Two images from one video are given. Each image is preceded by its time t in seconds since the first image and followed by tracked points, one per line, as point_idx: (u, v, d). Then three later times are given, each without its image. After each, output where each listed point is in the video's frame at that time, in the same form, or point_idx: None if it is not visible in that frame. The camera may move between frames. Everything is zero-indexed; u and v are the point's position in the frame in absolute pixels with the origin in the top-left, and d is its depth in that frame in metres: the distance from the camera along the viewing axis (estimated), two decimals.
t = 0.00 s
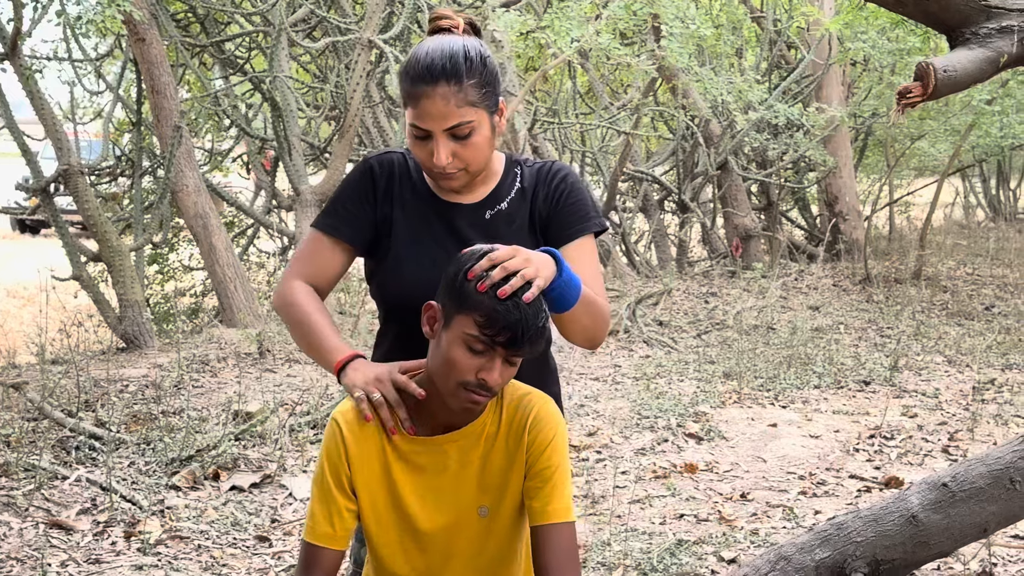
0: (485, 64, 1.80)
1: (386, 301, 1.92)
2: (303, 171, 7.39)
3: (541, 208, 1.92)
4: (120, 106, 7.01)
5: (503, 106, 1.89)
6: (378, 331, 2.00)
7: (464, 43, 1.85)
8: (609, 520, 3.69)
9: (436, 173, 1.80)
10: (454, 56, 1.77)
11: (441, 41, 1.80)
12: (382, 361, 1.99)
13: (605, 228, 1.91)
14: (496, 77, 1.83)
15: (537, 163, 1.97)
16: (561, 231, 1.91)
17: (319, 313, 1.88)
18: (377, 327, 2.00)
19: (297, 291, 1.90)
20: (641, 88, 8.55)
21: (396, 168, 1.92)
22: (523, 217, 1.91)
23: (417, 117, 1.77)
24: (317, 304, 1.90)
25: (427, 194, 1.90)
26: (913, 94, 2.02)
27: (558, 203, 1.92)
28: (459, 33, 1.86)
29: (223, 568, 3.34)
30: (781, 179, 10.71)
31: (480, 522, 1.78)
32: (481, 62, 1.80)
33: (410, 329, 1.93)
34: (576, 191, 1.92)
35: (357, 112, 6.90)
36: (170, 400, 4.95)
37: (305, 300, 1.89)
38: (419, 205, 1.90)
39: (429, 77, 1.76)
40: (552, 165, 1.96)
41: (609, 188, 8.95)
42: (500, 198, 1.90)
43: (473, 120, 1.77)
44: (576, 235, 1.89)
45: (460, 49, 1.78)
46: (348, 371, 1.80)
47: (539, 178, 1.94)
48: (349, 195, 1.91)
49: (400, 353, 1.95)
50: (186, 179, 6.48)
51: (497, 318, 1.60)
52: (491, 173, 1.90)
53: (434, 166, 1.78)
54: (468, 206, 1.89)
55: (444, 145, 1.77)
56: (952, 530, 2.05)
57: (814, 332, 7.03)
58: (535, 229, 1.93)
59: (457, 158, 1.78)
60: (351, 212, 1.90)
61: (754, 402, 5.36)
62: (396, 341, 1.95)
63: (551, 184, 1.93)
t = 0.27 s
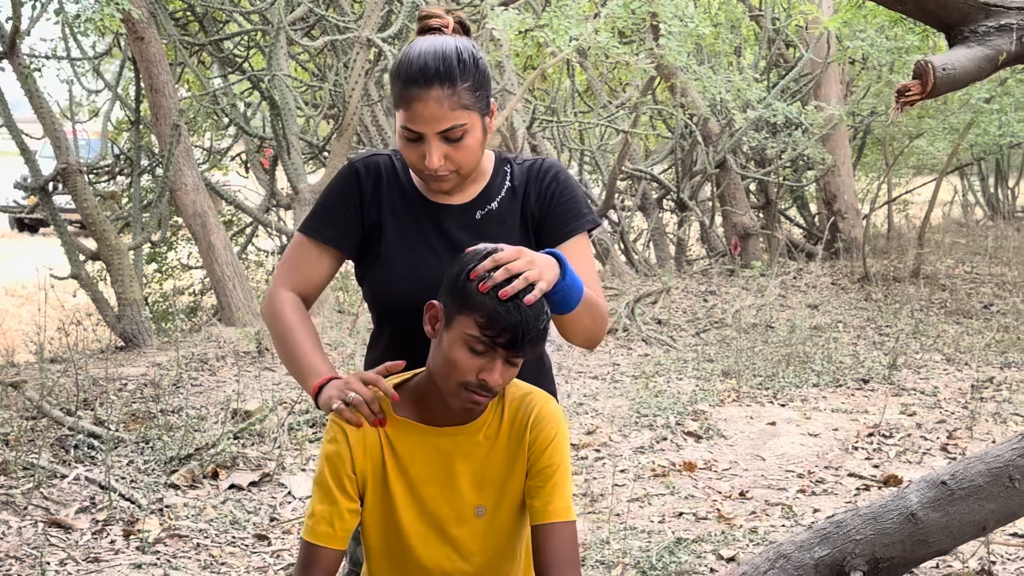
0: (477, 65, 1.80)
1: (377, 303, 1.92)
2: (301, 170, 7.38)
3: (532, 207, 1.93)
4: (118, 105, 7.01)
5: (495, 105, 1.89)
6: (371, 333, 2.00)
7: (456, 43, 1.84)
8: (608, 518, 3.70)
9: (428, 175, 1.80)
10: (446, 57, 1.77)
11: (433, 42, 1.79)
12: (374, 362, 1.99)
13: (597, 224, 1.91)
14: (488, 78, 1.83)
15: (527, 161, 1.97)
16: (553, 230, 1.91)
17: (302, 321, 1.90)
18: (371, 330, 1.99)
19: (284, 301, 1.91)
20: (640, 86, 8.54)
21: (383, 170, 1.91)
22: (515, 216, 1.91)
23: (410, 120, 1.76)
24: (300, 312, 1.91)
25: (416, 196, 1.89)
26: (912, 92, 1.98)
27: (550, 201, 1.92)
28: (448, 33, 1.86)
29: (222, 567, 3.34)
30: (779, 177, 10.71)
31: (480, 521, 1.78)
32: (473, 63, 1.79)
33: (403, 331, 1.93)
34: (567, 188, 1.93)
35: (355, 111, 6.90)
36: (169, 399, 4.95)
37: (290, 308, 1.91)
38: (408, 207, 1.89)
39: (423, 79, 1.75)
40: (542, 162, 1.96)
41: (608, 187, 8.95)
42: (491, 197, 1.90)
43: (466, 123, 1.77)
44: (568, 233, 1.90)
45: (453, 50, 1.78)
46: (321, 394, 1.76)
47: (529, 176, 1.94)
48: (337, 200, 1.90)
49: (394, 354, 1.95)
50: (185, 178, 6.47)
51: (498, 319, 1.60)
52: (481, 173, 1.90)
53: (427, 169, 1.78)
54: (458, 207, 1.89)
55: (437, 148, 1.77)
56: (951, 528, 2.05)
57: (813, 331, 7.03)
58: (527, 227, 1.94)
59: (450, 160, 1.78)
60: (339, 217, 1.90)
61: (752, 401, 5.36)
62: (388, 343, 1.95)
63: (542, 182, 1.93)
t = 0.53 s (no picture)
0: (470, 68, 1.79)
1: (374, 305, 1.93)
2: (301, 168, 7.38)
3: (528, 205, 1.93)
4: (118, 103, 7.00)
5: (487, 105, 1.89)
6: (370, 335, 2.00)
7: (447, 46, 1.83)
8: (608, 516, 3.70)
9: (425, 181, 1.80)
10: (439, 63, 1.76)
11: (425, 47, 1.78)
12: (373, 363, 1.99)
13: (594, 220, 1.92)
14: (481, 80, 1.83)
15: (521, 158, 1.96)
16: (550, 227, 1.92)
17: (303, 329, 1.91)
18: (370, 332, 2.00)
19: (285, 306, 1.92)
20: (639, 84, 8.53)
21: (376, 173, 1.91)
22: (511, 215, 1.91)
23: (404, 128, 1.76)
24: (302, 318, 1.92)
25: (410, 198, 1.89)
26: (912, 91, 1.98)
27: (546, 199, 1.92)
28: (438, 35, 1.85)
29: (222, 565, 3.34)
30: (779, 176, 10.71)
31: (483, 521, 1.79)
32: (466, 67, 1.79)
33: (401, 332, 1.93)
34: (562, 186, 1.93)
35: (355, 109, 6.89)
36: (168, 397, 4.95)
37: (290, 316, 1.91)
38: (404, 209, 1.89)
39: (416, 86, 1.74)
40: (536, 160, 1.96)
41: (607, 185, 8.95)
42: (486, 196, 1.90)
43: (461, 129, 1.77)
44: (565, 230, 1.90)
45: (445, 55, 1.77)
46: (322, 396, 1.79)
47: (525, 174, 1.94)
48: (332, 205, 1.90)
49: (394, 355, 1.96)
50: (185, 176, 6.47)
51: (502, 320, 1.60)
52: (477, 172, 1.90)
53: (423, 175, 1.78)
54: (453, 207, 1.89)
55: (433, 154, 1.77)
56: (952, 527, 2.06)
57: (813, 329, 7.03)
58: (524, 225, 1.94)
59: (446, 166, 1.79)
60: (333, 222, 1.90)
61: (752, 399, 5.36)
62: (387, 343, 1.96)
63: (537, 180, 1.93)
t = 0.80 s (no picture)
0: (477, 62, 1.79)
1: (378, 301, 1.92)
2: (301, 166, 7.38)
3: (532, 203, 1.92)
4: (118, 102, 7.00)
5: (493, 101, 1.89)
6: (374, 331, 2.00)
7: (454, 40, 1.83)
8: (608, 515, 3.70)
9: (429, 172, 1.79)
10: (446, 55, 1.77)
11: (432, 41, 1.79)
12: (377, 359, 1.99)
13: (597, 220, 1.91)
14: (487, 75, 1.83)
15: (526, 157, 1.96)
16: (553, 225, 1.91)
17: (306, 322, 1.90)
18: (373, 328, 2.00)
19: (288, 304, 1.92)
20: (640, 84, 8.53)
21: (381, 170, 1.91)
22: (514, 212, 1.91)
23: (410, 118, 1.76)
24: (305, 314, 1.92)
25: (415, 193, 1.89)
26: (913, 90, 1.98)
27: (549, 197, 1.92)
28: (445, 29, 1.86)
29: (222, 563, 3.34)
30: (779, 175, 10.70)
31: (482, 519, 1.78)
32: (473, 60, 1.79)
33: (404, 328, 1.93)
34: (567, 185, 1.92)
35: (355, 107, 6.89)
36: (168, 395, 4.95)
37: (293, 310, 1.91)
38: (409, 204, 1.89)
39: (423, 77, 1.74)
40: (541, 158, 1.96)
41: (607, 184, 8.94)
42: (490, 193, 1.89)
43: (468, 120, 1.77)
44: (568, 229, 1.90)
45: (452, 48, 1.78)
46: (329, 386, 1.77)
47: (529, 172, 1.94)
48: (336, 200, 1.90)
49: (397, 352, 1.96)
50: (185, 175, 6.47)
51: (503, 317, 1.60)
52: (481, 169, 1.89)
53: (428, 167, 1.78)
54: (457, 204, 1.88)
55: (438, 146, 1.77)
56: (952, 526, 2.06)
57: (813, 329, 7.04)
58: (527, 223, 1.93)
59: (452, 158, 1.79)
60: (338, 217, 1.90)
61: (752, 398, 5.36)
62: (391, 340, 1.96)
63: (541, 178, 1.93)
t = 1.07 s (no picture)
0: (485, 49, 1.81)
1: (387, 296, 1.92)
2: (302, 166, 7.38)
3: (541, 202, 1.92)
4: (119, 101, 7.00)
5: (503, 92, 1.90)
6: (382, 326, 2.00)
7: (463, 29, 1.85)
8: (609, 515, 3.70)
9: (437, 157, 1.79)
10: (454, 40, 1.78)
11: (441, 28, 1.81)
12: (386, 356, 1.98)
13: (605, 224, 1.91)
14: (496, 64, 1.84)
15: (538, 159, 1.97)
16: (561, 225, 1.91)
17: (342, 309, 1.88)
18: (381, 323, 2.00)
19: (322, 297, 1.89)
20: (641, 84, 8.53)
21: (396, 165, 1.92)
22: (523, 210, 1.91)
23: (418, 102, 1.77)
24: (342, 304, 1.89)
25: (426, 187, 1.90)
26: (915, 90, 1.98)
27: (558, 198, 1.92)
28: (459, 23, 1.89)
29: (223, 563, 3.34)
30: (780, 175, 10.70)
31: (484, 517, 1.78)
32: (481, 46, 1.80)
33: (412, 324, 1.92)
34: (577, 186, 1.92)
35: (356, 107, 6.89)
36: (169, 395, 4.95)
37: (328, 301, 1.89)
38: (420, 199, 1.90)
39: (430, 61, 1.76)
40: (554, 161, 1.96)
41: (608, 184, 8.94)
42: (500, 191, 1.90)
43: (476, 103, 1.77)
44: (575, 229, 1.89)
45: (460, 34, 1.79)
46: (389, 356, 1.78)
47: (540, 172, 1.94)
48: (352, 192, 1.91)
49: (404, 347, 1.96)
50: (185, 174, 6.47)
51: (499, 311, 1.60)
52: (492, 166, 1.90)
53: (437, 151, 1.78)
54: (467, 200, 1.89)
55: (447, 129, 1.77)
56: (954, 526, 2.06)
57: (814, 329, 7.04)
58: (535, 223, 1.93)
59: (460, 141, 1.78)
60: (353, 209, 1.89)
61: (753, 398, 5.36)
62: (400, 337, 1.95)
63: (552, 179, 1.93)
